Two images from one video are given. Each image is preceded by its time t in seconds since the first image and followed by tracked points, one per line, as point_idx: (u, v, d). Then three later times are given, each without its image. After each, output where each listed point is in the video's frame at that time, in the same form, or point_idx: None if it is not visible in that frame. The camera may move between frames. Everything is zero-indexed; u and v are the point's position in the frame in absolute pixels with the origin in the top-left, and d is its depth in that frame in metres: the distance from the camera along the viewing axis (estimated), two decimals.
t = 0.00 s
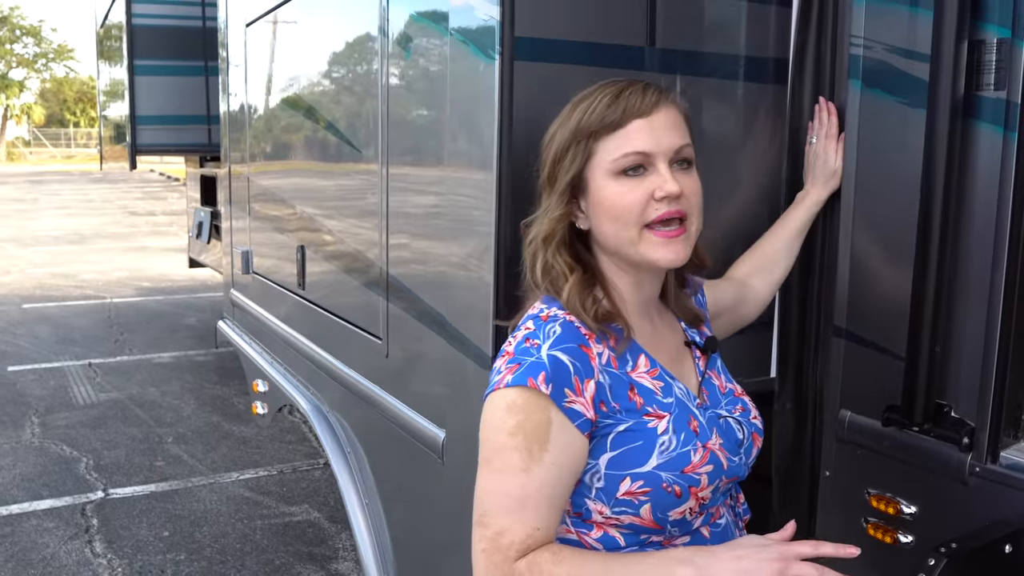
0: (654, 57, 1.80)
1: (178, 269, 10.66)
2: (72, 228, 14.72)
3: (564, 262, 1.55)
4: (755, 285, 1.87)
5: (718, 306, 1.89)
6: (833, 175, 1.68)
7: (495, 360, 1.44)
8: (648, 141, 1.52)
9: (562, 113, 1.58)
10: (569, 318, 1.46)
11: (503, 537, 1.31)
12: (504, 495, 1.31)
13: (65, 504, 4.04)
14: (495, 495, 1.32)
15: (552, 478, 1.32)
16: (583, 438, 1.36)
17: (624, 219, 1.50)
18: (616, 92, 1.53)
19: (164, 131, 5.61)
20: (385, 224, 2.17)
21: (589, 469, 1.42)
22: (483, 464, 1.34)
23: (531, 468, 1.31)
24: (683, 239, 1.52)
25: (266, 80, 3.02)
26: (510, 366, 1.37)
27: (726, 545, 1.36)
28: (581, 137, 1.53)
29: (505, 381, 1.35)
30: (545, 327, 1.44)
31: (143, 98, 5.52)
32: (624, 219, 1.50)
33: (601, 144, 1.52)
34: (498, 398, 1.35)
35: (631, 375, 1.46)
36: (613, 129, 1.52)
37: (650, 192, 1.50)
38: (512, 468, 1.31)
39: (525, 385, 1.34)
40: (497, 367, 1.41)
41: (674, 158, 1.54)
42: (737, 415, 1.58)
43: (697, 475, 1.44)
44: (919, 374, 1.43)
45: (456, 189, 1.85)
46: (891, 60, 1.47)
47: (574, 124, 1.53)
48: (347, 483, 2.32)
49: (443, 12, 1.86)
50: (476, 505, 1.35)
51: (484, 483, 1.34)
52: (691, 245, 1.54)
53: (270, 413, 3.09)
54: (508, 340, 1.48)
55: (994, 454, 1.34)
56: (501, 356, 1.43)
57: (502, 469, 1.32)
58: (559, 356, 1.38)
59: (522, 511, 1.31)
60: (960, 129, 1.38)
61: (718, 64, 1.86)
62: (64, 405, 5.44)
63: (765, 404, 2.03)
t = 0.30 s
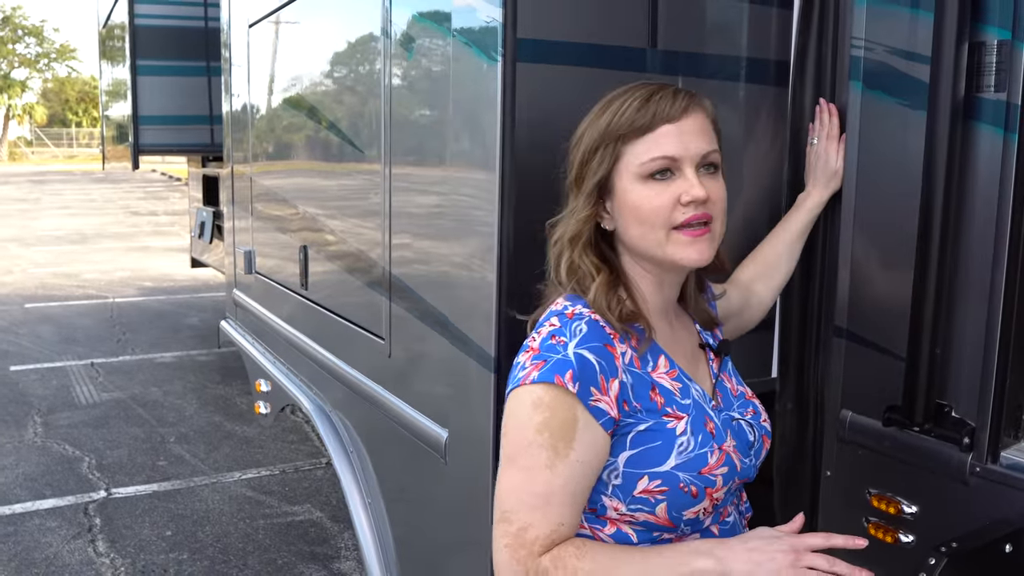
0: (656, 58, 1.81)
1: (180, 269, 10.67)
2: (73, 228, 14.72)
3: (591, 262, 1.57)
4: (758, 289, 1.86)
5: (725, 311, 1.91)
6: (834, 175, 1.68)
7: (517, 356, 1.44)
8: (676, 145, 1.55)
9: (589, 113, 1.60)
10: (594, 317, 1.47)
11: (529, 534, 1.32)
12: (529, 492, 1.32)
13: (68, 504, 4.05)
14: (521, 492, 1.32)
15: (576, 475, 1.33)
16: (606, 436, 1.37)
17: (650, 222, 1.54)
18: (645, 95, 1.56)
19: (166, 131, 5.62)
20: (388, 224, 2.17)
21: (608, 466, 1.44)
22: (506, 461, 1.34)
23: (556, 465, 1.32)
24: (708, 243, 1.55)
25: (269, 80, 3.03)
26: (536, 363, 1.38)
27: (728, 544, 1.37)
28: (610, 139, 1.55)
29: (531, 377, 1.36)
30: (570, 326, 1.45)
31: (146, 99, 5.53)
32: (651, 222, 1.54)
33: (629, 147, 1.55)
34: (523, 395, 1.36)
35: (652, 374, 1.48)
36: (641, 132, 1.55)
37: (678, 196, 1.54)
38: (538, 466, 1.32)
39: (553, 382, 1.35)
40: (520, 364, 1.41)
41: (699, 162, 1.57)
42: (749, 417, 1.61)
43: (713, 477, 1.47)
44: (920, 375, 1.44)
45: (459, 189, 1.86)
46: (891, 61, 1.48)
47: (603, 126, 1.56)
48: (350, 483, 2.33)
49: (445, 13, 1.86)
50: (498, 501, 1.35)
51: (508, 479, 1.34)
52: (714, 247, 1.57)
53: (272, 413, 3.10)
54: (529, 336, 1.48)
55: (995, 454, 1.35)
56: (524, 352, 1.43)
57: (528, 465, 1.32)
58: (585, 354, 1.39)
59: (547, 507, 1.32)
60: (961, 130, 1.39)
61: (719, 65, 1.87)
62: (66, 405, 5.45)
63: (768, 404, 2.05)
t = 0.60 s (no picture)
0: (659, 58, 1.82)
1: (182, 269, 10.67)
2: (75, 228, 14.73)
3: (602, 262, 1.57)
4: (764, 290, 1.87)
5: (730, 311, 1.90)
6: (839, 174, 1.72)
7: (537, 349, 1.44)
8: (678, 143, 1.56)
9: (590, 122, 1.62)
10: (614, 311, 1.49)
11: (569, 528, 1.29)
12: (564, 485, 1.29)
13: (71, 503, 4.05)
14: (558, 486, 1.30)
15: (609, 468, 1.32)
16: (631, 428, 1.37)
17: (661, 219, 1.54)
18: (643, 97, 1.58)
19: (168, 131, 5.62)
20: (391, 223, 2.17)
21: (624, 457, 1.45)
22: (540, 457, 1.32)
23: (591, 456, 1.30)
24: (721, 233, 1.54)
25: (271, 79, 3.04)
26: (560, 356, 1.38)
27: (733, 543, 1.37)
28: (612, 144, 1.57)
29: (557, 370, 1.36)
30: (590, 320, 1.46)
31: (148, 98, 5.53)
32: (660, 219, 1.54)
33: (632, 149, 1.57)
34: (551, 388, 1.35)
35: (669, 368, 1.49)
36: (643, 133, 1.56)
37: (684, 192, 1.54)
38: (573, 457, 1.30)
39: (579, 374, 1.35)
40: (542, 358, 1.41)
41: (703, 160, 1.58)
42: (755, 413, 1.63)
43: (726, 469, 1.49)
44: (924, 375, 1.43)
45: (462, 188, 1.85)
46: (896, 61, 1.48)
47: (604, 131, 1.58)
48: (354, 483, 2.33)
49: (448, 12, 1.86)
50: (535, 499, 1.32)
51: (542, 474, 1.31)
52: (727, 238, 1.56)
53: (276, 412, 3.10)
54: (546, 330, 1.48)
55: (999, 453, 1.35)
56: (545, 346, 1.43)
57: (563, 458, 1.30)
58: (609, 346, 1.40)
59: (583, 499, 1.29)
60: (965, 130, 1.39)
61: (722, 64, 1.87)
62: (68, 404, 5.45)
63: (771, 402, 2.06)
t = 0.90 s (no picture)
0: (664, 56, 1.82)
1: (185, 268, 10.66)
2: (77, 228, 14.74)
3: (592, 259, 1.58)
4: (761, 292, 1.88)
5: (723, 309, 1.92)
6: (843, 173, 1.68)
7: (555, 349, 1.46)
8: (662, 144, 1.57)
9: (575, 121, 1.63)
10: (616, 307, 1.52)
11: (718, 488, 1.23)
12: (677, 454, 1.26)
13: (74, 503, 4.06)
14: (678, 462, 1.26)
15: (701, 416, 1.28)
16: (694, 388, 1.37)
17: (644, 219, 1.56)
18: (626, 97, 1.58)
19: (170, 130, 5.62)
20: (395, 223, 2.17)
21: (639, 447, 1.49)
22: (643, 453, 1.30)
23: (676, 420, 1.27)
24: (704, 232, 1.56)
25: (274, 79, 3.04)
26: (588, 352, 1.40)
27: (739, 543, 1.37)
28: (597, 145, 1.58)
29: (591, 367, 1.38)
30: (605, 316, 1.48)
31: (151, 98, 5.53)
32: (644, 219, 1.56)
33: (616, 150, 1.58)
34: (601, 386, 1.37)
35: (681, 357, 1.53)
36: (628, 134, 1.57)
37: (668, 192, 1.55)
38: (662, 430, 1.28)
39: (621, 362, 1.37)
40: (567, 358, 1.43)
41: (687, 159, 1.59)
42: (744, 406, 1.63)
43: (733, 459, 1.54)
44: (929, 375, 1.44)
45: (466, 188, 1.85)
46: (901, 60, 1.48)
47: (589, 132, 1.58)
48: (358, 483, 2.33)
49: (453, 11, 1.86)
50: (677, 488, 1.26)
51: (656, 465, 1.28)
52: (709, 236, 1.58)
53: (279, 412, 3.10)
54: (558, 327, 1.49)
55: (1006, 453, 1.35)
56: (564, 346, 1.44)
57: (659, 435, 1.28)
58: (634, 334, 1.43)
59: (698, 454, 1.25)
60: (971, 130, 1.39)
61: (727, 63, 1.87)
62: (71, 404, 5.46)
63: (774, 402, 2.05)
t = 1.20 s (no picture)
0: (666, 57, 1.82)
1: (186, 269, 10.66)
2: (79, 228, 14.75)
3: (592, 260, 1.58)
4: (764, 291, 1.88)
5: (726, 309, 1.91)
6: (845, 174, 1.68)
7: (564, 344, 1.45)
8: (655, 143, 1.57)
9: (567, 126, 1.63)
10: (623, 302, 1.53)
11: (742, 478, 1.26)
12: (700, 447, 1.28)
13: (76, 503, 4.06)
14: (698, 454, 1.28)
15: (717, 407, 1.30)
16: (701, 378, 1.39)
17: (641, 219, 1.56)
18: (616, 98, 1.59)
19: (171, 131, 5.63)
20: (396, 223, 2.17)
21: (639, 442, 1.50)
22: (661, 448, 1.31)
23: (695, 413, 1.29)
24: (701, 229, 1.56)
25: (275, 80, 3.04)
26: (600, 348, 1.40)
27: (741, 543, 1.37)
28: (590, 149, 1.58)
29: (603, 363, 1.38)
30: (615, 312, 1.47)
31: (153, 99, 5.54)
32: (641, 219, 1.56)
33: (610, 152, 1.58)
34: (616, 383, 1.36)
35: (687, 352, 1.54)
36: (619, 135, 1.57)
37: (663, 191, 1.55)
38: (682, 423, 1.29)
39: (635, 358, 1.36)
40: (577, 353, 1.42)
41: (681, 157, 1.60)
42: (744, 408, 1.65)
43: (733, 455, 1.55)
44: (931, 374, 1.44)
45: (467, 188, 1.85)
46: (903, 60, 1.48)
47: (582, 136, 1.59)
48: (360, 484, 2.33)
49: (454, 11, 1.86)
50: (698, 480, 1.29)
51: (675, 459, 1.30)
52: (708, 233, 1.58)
53: (281, 412, 3.10)
54: (566, 322, 1.49)
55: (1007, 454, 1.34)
56: (572, 342, 1.44)
57: (678, 430, 1.29)
58: (646, 329, 1.43)
59: (719, 446, 1.27)
60: (973, 130, 1.39)
61: (728, 64, 1.87)
62: (72, 404, 5.46)
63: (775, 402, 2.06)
